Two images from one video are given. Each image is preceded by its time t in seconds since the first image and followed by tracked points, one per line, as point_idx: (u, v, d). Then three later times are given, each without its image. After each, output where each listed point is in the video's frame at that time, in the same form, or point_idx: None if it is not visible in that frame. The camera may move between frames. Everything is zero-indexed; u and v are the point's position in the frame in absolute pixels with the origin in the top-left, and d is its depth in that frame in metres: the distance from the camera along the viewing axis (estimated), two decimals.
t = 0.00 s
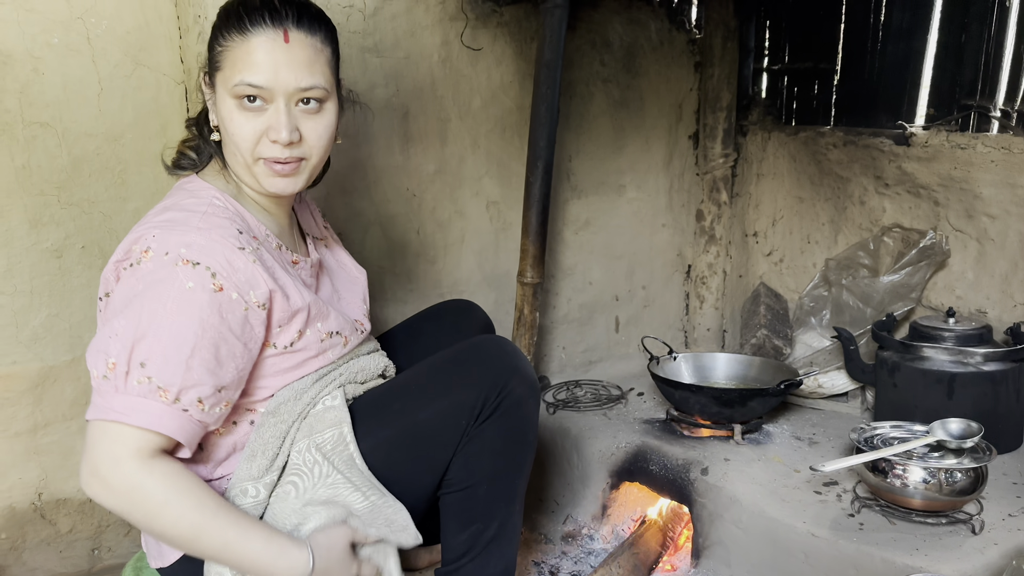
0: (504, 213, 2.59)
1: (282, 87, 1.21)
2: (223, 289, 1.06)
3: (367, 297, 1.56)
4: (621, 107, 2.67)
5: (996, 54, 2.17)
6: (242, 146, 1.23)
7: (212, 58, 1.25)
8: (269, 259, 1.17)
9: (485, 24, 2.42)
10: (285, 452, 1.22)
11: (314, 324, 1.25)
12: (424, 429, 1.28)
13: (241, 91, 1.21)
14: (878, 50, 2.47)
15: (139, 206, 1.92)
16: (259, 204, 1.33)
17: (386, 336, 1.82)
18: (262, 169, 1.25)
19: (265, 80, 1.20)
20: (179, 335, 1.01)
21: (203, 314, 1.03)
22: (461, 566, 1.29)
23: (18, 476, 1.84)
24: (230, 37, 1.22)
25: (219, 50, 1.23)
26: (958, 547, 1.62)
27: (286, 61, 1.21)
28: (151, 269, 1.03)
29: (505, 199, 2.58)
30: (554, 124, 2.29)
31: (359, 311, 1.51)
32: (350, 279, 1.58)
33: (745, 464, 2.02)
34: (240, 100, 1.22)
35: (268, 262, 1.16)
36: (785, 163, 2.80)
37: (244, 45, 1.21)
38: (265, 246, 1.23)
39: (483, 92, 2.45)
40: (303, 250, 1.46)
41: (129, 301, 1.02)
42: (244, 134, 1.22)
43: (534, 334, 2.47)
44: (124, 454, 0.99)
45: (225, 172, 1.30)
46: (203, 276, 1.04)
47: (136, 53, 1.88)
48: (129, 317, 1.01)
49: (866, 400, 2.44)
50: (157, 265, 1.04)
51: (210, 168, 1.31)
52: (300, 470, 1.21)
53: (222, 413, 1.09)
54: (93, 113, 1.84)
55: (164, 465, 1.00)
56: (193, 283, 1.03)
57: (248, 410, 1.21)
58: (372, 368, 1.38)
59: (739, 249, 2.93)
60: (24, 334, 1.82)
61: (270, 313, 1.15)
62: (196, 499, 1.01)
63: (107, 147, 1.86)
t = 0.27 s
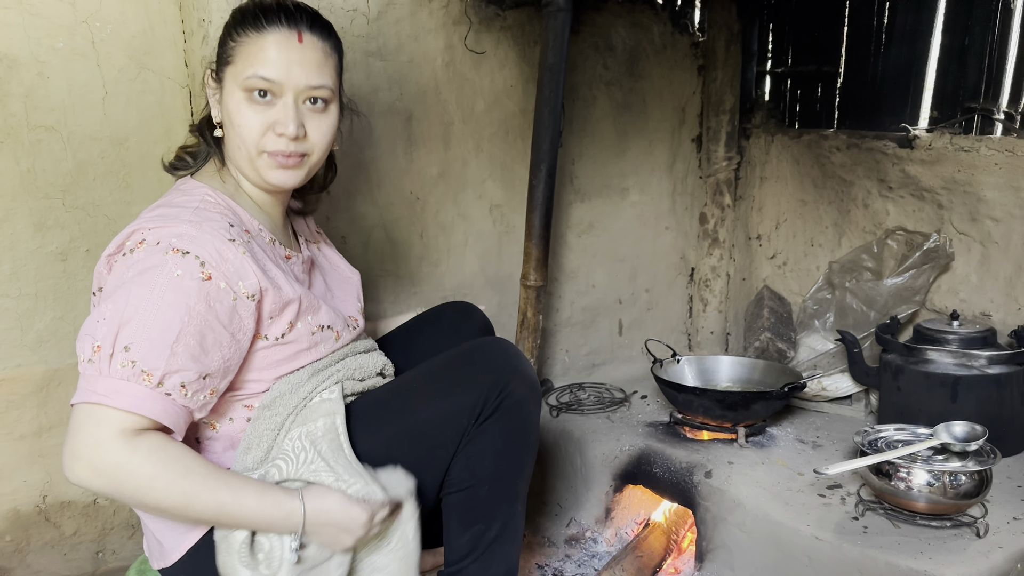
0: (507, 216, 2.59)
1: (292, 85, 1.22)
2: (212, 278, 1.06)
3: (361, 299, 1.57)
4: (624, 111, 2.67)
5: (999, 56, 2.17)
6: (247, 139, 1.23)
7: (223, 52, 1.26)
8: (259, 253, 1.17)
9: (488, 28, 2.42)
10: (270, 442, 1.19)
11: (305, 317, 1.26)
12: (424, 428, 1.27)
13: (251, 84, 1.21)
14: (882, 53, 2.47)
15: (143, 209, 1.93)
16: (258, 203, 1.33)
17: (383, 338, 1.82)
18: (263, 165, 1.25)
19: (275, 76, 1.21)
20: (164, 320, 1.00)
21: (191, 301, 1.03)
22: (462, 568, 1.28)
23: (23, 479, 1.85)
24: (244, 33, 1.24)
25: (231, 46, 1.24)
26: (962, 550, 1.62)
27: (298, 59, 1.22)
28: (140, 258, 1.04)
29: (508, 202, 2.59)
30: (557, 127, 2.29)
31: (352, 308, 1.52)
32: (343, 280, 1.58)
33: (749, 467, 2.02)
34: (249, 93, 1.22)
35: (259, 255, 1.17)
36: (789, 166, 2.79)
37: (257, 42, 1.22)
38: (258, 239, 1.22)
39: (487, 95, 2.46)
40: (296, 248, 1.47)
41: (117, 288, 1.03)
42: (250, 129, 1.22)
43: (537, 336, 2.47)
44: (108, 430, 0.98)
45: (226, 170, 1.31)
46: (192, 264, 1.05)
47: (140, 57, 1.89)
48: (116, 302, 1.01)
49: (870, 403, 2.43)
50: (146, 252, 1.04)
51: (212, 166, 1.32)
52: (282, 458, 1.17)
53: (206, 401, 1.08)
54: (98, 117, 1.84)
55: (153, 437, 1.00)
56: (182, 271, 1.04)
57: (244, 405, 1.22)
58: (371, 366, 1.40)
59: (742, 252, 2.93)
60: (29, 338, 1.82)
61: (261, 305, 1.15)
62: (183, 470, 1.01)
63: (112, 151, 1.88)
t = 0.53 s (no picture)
0: (509, 217, 2.60)
1: (248, 61, 1.23)
2: (221, 268, 1.07)
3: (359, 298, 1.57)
4: (627, 112, 2.67)
5: (1002, 57, 2.17)
6: (214, 122, 1.23)
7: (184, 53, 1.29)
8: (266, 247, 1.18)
9: (491, 29, 2.42)
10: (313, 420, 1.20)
11: (309, 307, 1.24)
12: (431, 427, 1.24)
13: (209, 70, 1.23)
14: (885, 54, 2.47)
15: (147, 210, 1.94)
16: (244, 194, 1.33)
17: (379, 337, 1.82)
18: (236, 146, 1.24)
19: (231, 55, 1.23)
20: (187, 316, 1.01)
21: (207, 294, 1.03)
22: (467, 565, 1.28)
23: (27, 480, 1.85)
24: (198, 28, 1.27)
25: (189, 39, 1.27)
26: (967, 551, 1.61)
27: (252, 37, 1.24)
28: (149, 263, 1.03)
29: (511, 203, 2.59)
30: (560, 128, 2.29)
31: (349, 300, 1.52)
32: (337, 274, 1.58)
33: (752, 467, 2.02)
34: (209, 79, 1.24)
35: (258, 245, 1.17)
36: (791, 166, 2.79)
37: (211, 28, 1.24)
38: (252, 233, 1.23)
39: (490, 96, 2.46)
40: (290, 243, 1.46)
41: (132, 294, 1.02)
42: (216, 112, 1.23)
43: (540, 337, 2.47)
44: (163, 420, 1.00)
45: (209, 166, 1.31)
46: (201, 259, 1.04)
47: (144, 58, 1.89)
48: (136, 307, 1.01)
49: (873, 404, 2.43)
50: (153, 256, 1.03)
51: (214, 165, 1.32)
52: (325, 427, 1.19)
53: (241, 385, 1.10)
54: (101, 118, 1.85)
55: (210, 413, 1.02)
56: (193, 267, 1.03)
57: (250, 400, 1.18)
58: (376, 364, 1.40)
59: (745, 253, 2.93)
60: (34, 338, 1.82)
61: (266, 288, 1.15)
62: (241, 424, 1.03)
63: (117, 152, 1.88)
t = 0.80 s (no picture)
0: (511, 220, 2.60)
1: (218, 65, 1.24)
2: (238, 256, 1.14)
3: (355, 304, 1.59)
4: (628, 115, 2.67)
5: (1004, 61, 2.16)
6: (189, 129, 1.24)
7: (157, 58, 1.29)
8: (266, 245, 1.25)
9: (492, 32, 2.42)
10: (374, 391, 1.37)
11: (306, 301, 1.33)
12: (426, 434, 1.23)
13: (180, 76, 1.24)
14: (887, 57, 2.47)
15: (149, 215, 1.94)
16: (228, 200, 1.35)
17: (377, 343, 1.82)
18: (212, 150, 1.25)
19: (200, 60, 1.23)
20: (240, 296, 1.08)
21: (238, 278, 1.11)
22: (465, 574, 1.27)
23: (29, 484, 1.85)
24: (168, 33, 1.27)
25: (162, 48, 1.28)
26: (970, 555, 1.61)
27: (221, 40, 1.25)
28: (169, 264, 1.07)
29: (512, 207, 2.59)
30: (561, 132, 2.29)
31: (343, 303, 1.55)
32: (331, 273, 1.60)
33: (754, 472, 2.02)
34: (181, 85, 1.24)
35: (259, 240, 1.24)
36: (794, 169, 2.79)
37: (182, 34, 1.25)
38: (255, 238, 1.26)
39: (491, 100, 2.47)
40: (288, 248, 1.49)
41: (170, 297, 1.07)
42: (190, 117, 1.23)
43: (542, 341, 2.47)
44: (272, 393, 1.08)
45: (191, 174, 1.32)
46: (218, 248, 1.11)
47: (146, 63, 1.90)
48: (184, 306, 1.06)
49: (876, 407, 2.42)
50: (169, 257, 1.07)
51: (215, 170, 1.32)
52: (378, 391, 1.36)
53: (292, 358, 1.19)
54: (103, 123, 1.85)
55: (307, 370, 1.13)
56: (215, 256, 1.09)
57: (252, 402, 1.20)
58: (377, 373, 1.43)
59: (747, 256, 2.93)
60: (35, 343, 1.82)
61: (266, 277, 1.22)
62: (341, 378, 1.20)
63: (118, 157, 1.89)
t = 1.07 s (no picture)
0: (512, 224, 2.61)
1: (292, 92, 1.25)
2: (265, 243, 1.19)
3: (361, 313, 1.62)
4: (629, 119, 2.68)
5: (1004, 65, 2.16)
6: (243, 144, 1.26)
7: (216, 55, 1.26)
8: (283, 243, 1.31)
9: (493, 38, 2.43)
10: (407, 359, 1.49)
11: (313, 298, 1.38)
12: (425, 442, 1.23)
13: (253, 92, 1.24)
14: (887, 62, 2.47)
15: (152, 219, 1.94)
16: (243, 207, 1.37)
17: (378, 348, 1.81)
18: (256, 168, 1.28)
19: (281, 81, 1.24)
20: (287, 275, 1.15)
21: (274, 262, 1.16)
22: None
23: (31, 489, 1.85)
24: (243, 41, 1.25)
25: (230, 50, 1.25)
26: (972, 560, 1.61)
27: (297, 66, 1.25)
28: (205, 253, 1.10)
29: (513, 211, 2.60)
30: (562, 137, 2.30)
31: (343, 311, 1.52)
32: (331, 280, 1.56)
33: (756, 476, 2.02)
34: (249, 99, 1.24)
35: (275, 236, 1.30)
36: (795, 174, 2.79)
37: (265, 50, 1.24)
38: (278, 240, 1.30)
39: (492, 104, 2.47)
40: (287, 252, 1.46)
41: (213, 284, 1.09)
42: (246, 135, 1.25)
43: (543, 345, 2.47)
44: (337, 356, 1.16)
45: (210, 177, 1.33)
46: (248, 238, 1.14)
47: (148, 68, 1.91)
48: (228, 290, 1.09)
49: (877, 412, 2.42)
50: (203, 249, 1.10)
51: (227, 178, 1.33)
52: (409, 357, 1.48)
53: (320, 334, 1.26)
54: (105, 128, 1.86)
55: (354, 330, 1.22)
56: (247, 244, 1.13)
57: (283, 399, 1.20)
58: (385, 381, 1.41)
59: (748, 260, 2.94)
60: (37, 347, 1.83)
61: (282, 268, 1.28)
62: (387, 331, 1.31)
63: (120, 162, 1.89)
